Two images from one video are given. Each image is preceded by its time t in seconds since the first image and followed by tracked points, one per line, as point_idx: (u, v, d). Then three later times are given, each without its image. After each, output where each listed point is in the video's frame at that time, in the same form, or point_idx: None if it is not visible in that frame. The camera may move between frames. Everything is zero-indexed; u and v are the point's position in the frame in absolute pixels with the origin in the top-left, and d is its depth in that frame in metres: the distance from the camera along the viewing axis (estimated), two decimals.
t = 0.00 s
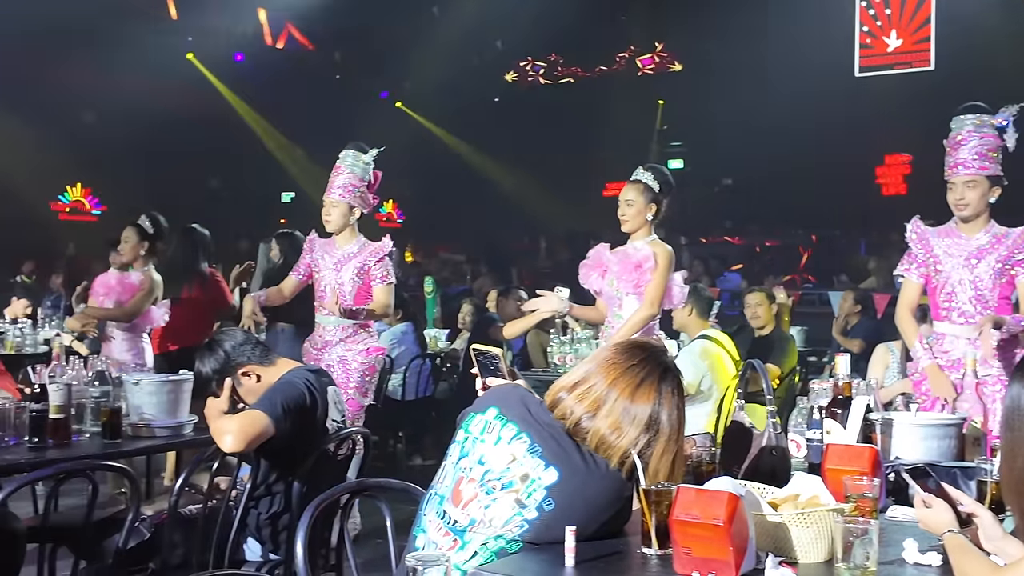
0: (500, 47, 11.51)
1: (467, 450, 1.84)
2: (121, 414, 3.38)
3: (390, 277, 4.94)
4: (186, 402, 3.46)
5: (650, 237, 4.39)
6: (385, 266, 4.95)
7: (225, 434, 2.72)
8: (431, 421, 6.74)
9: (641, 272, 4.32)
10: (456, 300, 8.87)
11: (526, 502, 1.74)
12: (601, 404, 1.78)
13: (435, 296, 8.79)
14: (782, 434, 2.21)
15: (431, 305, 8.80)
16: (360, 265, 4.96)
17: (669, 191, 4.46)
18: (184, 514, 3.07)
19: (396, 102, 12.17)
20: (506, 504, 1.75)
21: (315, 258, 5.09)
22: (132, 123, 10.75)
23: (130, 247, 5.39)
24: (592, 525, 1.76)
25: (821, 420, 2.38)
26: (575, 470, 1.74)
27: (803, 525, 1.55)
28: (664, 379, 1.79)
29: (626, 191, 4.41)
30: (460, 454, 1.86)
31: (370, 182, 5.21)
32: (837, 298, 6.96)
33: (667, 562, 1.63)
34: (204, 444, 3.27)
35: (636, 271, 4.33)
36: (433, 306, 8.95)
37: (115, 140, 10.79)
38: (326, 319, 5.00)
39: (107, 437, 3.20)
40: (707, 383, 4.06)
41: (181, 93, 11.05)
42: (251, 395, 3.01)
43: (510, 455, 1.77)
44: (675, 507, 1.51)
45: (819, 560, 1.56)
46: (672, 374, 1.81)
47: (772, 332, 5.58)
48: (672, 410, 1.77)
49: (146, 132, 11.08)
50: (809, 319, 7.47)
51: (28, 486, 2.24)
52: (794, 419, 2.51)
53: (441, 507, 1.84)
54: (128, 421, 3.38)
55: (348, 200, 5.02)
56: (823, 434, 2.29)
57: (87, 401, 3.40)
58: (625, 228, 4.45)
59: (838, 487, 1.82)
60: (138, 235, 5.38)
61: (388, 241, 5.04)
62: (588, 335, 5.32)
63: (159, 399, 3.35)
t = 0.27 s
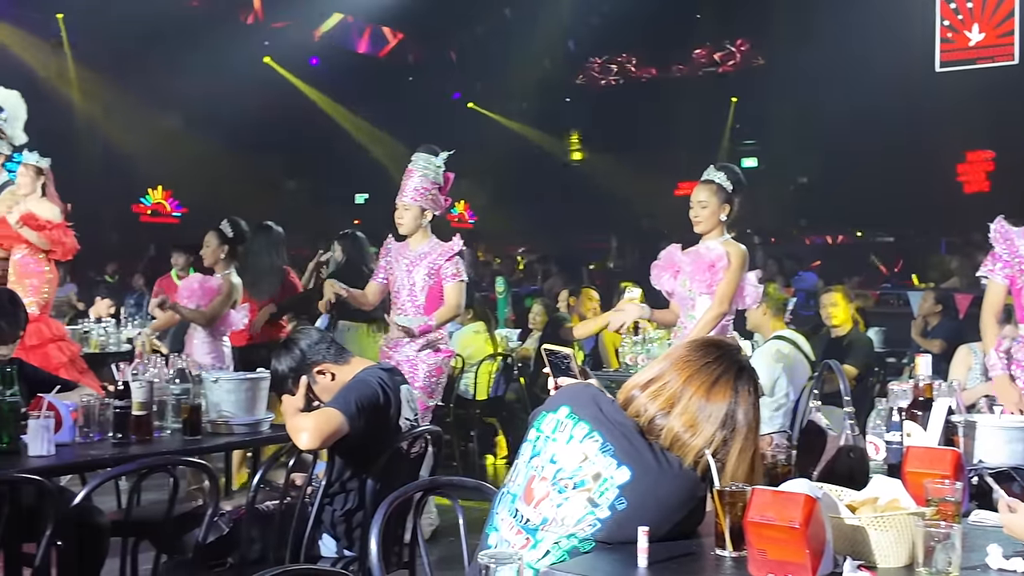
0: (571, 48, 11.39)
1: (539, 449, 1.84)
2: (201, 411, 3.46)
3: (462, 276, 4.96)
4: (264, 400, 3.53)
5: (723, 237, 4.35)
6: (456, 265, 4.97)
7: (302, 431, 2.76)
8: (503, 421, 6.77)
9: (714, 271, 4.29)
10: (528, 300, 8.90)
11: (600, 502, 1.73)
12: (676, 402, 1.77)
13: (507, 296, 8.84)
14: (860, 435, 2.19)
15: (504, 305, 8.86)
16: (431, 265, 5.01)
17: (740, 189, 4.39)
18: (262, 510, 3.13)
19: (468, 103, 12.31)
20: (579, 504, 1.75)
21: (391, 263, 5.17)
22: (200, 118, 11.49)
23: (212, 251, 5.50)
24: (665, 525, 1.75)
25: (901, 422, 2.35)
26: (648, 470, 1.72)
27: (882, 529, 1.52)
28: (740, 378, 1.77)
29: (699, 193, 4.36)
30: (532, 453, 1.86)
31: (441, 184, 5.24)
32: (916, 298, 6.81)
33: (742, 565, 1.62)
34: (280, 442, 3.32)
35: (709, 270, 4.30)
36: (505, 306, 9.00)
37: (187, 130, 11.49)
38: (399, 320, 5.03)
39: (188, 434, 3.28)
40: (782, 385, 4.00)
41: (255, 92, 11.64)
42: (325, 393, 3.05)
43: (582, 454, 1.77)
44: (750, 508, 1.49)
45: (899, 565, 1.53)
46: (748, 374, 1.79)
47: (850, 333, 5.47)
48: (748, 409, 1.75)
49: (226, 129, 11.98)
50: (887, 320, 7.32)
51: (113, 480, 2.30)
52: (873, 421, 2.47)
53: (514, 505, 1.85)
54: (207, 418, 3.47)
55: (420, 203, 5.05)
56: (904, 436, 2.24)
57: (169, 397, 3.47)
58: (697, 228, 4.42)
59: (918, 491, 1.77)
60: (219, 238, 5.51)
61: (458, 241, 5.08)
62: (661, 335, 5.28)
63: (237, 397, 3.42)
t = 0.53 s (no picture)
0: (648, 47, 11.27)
1: (616, 448, 1.83)
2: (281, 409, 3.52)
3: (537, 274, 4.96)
4: (341, 398, 3.58)
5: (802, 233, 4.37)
6: (532, 263, 4.98)
7: (378, 429, 2.80)
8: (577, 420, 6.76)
9: (795, 266, 4.30)
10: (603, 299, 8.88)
11: (676, 502, 1.72)
12: (755, 398, 1.77)
13: (581, 296, 8.83)
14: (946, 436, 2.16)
15: (577, 305, 8.86)
16: (508, 263, 5.02)
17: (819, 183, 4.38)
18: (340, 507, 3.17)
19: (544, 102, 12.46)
20: (654, 503, 1.73)
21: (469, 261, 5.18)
22: (276, 119, 11.91)
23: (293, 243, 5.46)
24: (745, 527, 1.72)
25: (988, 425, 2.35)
26: (726, 472, 1.70)
27: (968, 534, 1.48)
28: (821, 378, 1.76)
29: (777, 188, 4.38)
30: (609, 452, 1.85)
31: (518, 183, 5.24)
32: (1003, 298, 6.61)
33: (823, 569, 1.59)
34: (358, 440, 3.37)
35: (790, 265, 4.31)
36: (579, 305, 8.99)
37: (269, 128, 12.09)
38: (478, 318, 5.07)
39: (269, 431, 3.34)
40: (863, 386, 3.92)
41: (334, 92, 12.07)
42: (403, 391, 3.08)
43: (658, 454, 1.75)
44: (831, 511, 1.47)
45: (987, 570, 1.49)
46: (829, 374, 1.78)
47: (933, 334, 5.34)
48: (829, 409, 1.74)
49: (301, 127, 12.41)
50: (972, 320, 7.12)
51: (197, 475, 2.36)
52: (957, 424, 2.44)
53: (591, 504, 1.84)
54: (287, 415, 3.52)
55: (497, 202, 5.07)
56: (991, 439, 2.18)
57: (250, 395, 3.54)
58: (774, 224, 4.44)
59: (1006, 495, 1.73)
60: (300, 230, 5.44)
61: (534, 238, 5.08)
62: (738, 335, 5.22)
63: (316, 394, 3.47)
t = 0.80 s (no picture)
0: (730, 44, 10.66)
1: (706, 448, 1.81)
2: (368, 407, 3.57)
3: (630, 273, 4.98)
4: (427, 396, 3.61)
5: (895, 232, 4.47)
6: (626, 261, 4.98)
7: (463, 428, 2.81)
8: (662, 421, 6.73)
9: (895, 263, 4.40)
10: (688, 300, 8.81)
11: (766, 503, 1.68)
12: (848, 394, 1.74)
13: (666, 296, 8.79)
14: None
15: (662, 305, 8.81)
16: (600, 262, 5.01)
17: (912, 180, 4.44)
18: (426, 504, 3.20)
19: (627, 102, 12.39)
20: (743, 505, 1.70)
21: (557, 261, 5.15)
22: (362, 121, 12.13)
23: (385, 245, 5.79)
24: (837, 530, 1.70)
25: None
26: (817, 475, 1.67)
27: None
28: (918, 371, 1.72)
29: (869, 187, 4.46)
30: (698, 452, 1.82)
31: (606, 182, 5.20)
32: None
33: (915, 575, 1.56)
34: (443, 438, 3.39)
35: (890, 263, 4.40)
36: (664, 306, 8.94)
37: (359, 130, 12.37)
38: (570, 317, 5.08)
39: (356, 429, 3.38)
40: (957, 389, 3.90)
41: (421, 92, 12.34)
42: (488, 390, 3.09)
43: (749, 455, 1.72)
44: (925, 516, 1.43)
45: None
46: (926, 366, 1.74)
47: None
48: (928, 402, 1.70)
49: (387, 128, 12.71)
50: None
51: (287, 472, 2.41)
52: None
53: (678, 504, 1.81)
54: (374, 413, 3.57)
55: (587, 202, 5.05)
56: None
57: (337, 393, 3.58)
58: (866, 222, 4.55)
59: None
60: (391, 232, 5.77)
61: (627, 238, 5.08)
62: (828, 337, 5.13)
63: (403, 393, 3.51)
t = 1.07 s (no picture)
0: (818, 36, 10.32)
1: (793, 449, 1.78)
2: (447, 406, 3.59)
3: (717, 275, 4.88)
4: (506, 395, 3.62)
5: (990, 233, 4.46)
6: (713, 264, 4.88)
7: (542, 428, 2.81)
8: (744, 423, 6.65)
9: (995, 265, 4.39)
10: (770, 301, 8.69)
11: (853, 508, 1.65)
12: (940, 394, 1.66)
13: (747, 296, 8.68)
14: None
15: (743, 305, 8.70)
16: (688, 264, 4.94)
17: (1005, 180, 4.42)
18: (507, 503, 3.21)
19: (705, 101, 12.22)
20: (829, 508, 1.67)
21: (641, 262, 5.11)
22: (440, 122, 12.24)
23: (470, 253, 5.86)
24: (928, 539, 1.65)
25: None
26: (908, 480, 1.63)
27: None
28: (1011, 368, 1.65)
29: (963, 186, 4.44)
30: (785, 454, 1.80)
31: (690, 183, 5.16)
32: None
33: None
34: (522, 437, 3.40)
35: (989, 265, 4.40)
36: (745, 306, 8.83)
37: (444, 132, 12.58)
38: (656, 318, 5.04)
39: (435, 428, 3.41)
40: None
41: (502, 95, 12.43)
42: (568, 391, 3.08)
43: (836, 458, 1.70)
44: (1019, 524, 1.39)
45: None
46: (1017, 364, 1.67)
47: None
48: None
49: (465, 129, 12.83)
50: None
51: (368, 469, 2.44)
52: None
53: (763, 505, 1.80)
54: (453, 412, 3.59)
55: (671, 204, 5.01)
56: None
57: (418, 392, 3.63)
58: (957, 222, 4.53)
59: None
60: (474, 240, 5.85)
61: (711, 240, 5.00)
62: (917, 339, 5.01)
63: (482, 392, 3.52)
